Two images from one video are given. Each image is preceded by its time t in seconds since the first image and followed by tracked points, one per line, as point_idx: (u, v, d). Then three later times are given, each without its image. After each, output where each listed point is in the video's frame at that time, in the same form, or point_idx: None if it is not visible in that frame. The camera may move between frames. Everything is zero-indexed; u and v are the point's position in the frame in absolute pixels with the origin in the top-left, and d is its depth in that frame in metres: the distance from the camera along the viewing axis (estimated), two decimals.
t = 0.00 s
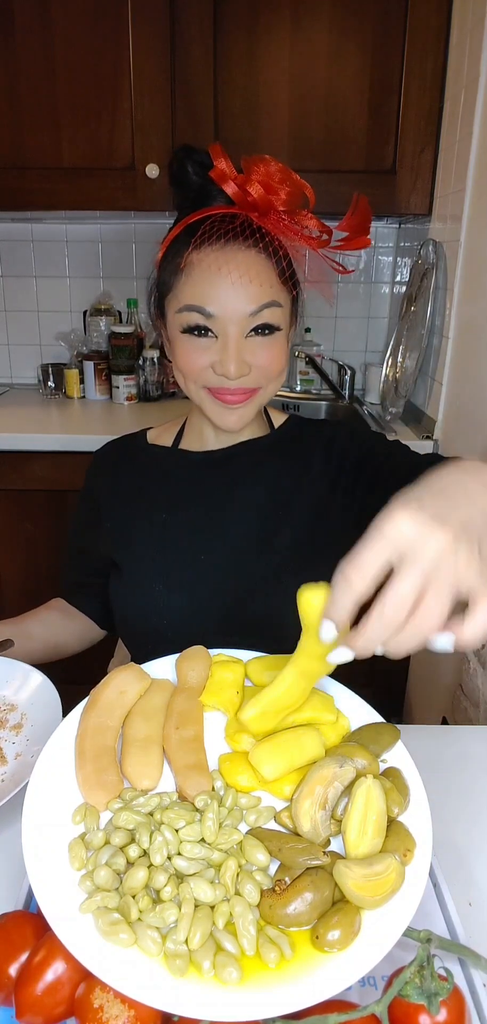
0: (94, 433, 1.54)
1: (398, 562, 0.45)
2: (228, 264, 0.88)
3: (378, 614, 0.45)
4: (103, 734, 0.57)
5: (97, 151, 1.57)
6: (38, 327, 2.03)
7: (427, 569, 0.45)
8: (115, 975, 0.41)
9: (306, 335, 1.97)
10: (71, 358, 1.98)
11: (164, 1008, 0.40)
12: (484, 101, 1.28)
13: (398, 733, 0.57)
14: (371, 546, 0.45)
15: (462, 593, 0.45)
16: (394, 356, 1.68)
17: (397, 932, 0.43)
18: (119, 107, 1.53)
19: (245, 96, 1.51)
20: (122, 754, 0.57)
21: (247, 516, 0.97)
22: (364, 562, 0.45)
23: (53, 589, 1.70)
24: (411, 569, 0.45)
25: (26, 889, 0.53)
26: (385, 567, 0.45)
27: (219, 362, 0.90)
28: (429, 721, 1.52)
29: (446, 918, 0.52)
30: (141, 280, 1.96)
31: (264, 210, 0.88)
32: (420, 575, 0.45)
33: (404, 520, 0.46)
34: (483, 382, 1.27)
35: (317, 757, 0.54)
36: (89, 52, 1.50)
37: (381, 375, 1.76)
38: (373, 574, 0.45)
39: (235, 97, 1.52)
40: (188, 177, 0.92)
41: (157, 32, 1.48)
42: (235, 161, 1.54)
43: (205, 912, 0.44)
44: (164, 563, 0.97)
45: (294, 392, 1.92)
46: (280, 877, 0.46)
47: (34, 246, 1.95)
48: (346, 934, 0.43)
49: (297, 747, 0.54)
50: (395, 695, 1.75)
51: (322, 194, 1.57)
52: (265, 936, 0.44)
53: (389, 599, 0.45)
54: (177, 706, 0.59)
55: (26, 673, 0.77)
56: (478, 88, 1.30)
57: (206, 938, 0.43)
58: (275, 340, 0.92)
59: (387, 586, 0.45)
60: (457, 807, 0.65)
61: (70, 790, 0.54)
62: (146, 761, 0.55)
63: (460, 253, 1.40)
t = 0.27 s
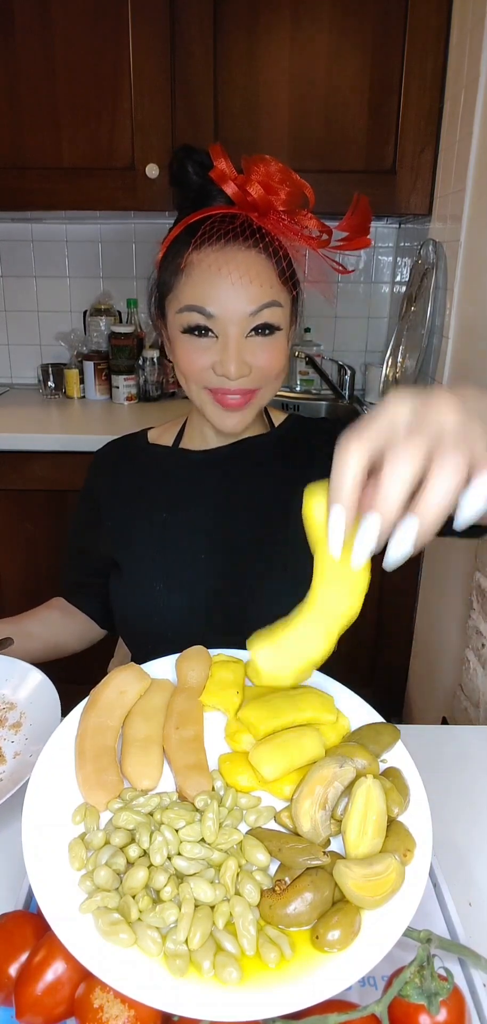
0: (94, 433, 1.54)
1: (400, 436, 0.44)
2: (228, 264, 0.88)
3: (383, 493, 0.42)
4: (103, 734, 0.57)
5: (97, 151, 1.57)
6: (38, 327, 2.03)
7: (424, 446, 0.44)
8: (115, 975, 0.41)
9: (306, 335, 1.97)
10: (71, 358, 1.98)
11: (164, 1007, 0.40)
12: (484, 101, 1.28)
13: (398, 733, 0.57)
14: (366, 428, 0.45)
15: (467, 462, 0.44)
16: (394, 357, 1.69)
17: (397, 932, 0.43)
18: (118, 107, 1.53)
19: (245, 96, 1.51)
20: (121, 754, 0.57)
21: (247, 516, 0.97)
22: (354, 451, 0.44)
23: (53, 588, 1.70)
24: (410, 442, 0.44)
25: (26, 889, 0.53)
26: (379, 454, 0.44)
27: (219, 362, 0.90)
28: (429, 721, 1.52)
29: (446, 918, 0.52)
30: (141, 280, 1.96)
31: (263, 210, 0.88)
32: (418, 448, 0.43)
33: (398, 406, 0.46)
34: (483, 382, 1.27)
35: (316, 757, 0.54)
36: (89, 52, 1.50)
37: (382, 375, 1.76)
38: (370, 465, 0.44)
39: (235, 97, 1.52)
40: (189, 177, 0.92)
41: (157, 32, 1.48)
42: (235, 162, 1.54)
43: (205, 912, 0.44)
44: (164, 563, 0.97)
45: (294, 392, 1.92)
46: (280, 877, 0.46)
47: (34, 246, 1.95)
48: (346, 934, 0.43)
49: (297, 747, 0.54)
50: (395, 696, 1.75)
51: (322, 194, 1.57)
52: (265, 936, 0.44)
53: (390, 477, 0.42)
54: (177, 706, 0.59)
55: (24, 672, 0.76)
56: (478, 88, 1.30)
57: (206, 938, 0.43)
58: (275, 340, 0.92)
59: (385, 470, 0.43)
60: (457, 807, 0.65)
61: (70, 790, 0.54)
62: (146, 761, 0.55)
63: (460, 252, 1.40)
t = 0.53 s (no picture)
0: (94, 433, 1.54)
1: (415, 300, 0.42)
2: (228, 263, 0.88)
3: (421, 338, 0.37)
4: (103, 734, 0.57)
5: (97, 151, 1.57)
6: (38, 327, 2.03)
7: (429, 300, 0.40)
8: (115, 975, 0.41)
9: (306, 335, 1.97)
10: (71, 358, 1.98)
11: (164, 1007, 0.40)
12: (484, 100, 1.28)
13: (398, 733, 0.57)
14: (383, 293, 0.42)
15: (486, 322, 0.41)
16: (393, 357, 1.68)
17: (396, 932, 0.43)
18: (118, 107, 1.53)
19: (244, 97, 1.51)
20: (121, 754, 0.57)
21: (247, 516, 0.97)
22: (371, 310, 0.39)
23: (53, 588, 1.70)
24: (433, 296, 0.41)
25: (26, 889, 0.53)
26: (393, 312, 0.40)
27: (219, 361, 0.90)
28: (429, 721, 1.52)
29: (446, 918, 0.52)
30: (141, 280, 1.96)
31: (262, 210, 0.86)
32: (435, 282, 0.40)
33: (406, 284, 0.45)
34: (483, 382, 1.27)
35: (316, 757, 0.54)
36: (89, 52, 1.50)
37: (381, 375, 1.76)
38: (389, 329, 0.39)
39: (235, 97, 1.52)
40: (188, 177, 0.92)
41: (157, 32, 1.48)
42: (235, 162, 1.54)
43: (205, 912, 0.44)
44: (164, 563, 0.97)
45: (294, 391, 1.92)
46: (280, 877, 0.46)
47: (34, 246, 1.95)
48: (346, 934, 0.43)
49: (296, 747, 0.54)
50: (395, 695, 1.75)
51: (321, 194, 1.57)
52: (265, 936, 0.44)
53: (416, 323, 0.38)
54: (177, 706, 0.59)
55: (19, 663, 0.76)
56: (478, 88, 1.30)
57: (206, 938, 0.43)
58: (274, 339, 0.92)
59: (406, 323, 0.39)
60: (457, 807, 0.65)
61: (70, 790, 0.54)
62: (146, 761, 0.55)
63: (460, 252, 1.40)
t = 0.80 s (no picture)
0: (93, 433, 1.54)
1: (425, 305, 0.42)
2: (226, 262, 0.88)
3: (426, 347, 0.38)
4: (103, 734, 0.57)
5: (97, 151, 1.57)
6: (38, 327, 2.03)
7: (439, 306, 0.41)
8: (115, 975, 0.41)
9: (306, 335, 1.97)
10: (71, 358, 1.98)
11: (164, 1007, 0.40)
12: (484, 100, 1.28)
13: (398, 733, 0.57)
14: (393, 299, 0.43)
15: None
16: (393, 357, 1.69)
17: (396, 932, 0.43)
18: (118, 107, 1.53)
19: (244, 97, 1.51)
20: (121, 754, 0.57)
21: (247, 515, 0.97)
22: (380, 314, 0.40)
23: (53, 588, 1.70)
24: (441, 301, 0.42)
25: (26, 889, 0.53)
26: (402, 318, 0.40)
27: (218, 361, 0.90)
28: (429, 721, 1.52)
29: (446, 918, 0.52)
30: (141, 280, 1.95)
31: (261, 209, 0.87)
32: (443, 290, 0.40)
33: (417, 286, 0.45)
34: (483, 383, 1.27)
35: (316, 757, 0.54)
36: (89, 52, 1.49)
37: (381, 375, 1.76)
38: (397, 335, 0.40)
39: (235, 97, 1.52)
40: (188, 178, 0.93)
41: (157, 32, 1.48)
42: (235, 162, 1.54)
43: (205, 912, 0.44)
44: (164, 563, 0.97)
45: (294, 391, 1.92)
46: (279, 877, 0.47)
47: (34, 246, 1.95)
48: (346, 934, 0.43)
49: (296, 747, 0.54)
50: (395, 695, 1.75)
51: (321, 194, 1.57)
52: (265, 936, 0.44)
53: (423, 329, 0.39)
54: (176, 706, 0.59)
55: (18, 655, 0.76)
56: (478, 88, 1.30)
57: (206, 938, 0.43)
58: (273, 339, 0.93)
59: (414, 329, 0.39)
60: (457, 807, 0.65)
61: (70, 790, 0.54)
62: (146, 761, 0.55)
63: (459, 252, 1.40)
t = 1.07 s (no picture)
0: (93, 433, 1.54)
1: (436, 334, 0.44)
2: (225, 267, 0.88)
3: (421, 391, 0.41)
4: (103, 734, 0.57)
5: (97, 151, 1.57)
6: (38, 327, 2.03)
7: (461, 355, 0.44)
8: (114, 975, 0.41)
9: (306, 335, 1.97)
10: (71, 358, 1.98)
11: (164, 1008, 0.40)
12: (484, 100, 1.28)
13: (398, 733, 0.57)
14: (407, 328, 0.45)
15: None
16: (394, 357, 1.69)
17: (396, 932, 0.43)
18: (118, 107, 1.53)
19: (244, 96, 1.51)
20: (121, 754, 0.57)
21: (247, 515, 0.97)
22: (405, 337, 0.43)
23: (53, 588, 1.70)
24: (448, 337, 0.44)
25: (26, 889, 0.54)
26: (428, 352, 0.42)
27: (217, 364, 0.90)
28: (429, 721, 1.52)
29: (446, 918, 0.52)
30: (141, 280, 1.95)
31: (261, 211, 0.87)
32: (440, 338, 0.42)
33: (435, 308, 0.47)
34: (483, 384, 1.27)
35: (316, 757, 0.54)
36: (89, 52, 1.49)
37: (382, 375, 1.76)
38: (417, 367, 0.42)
39: (234, 97, 1.52)
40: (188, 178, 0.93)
41: (157, 32, 1.48)
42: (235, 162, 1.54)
43: (205, 912, 0.44)
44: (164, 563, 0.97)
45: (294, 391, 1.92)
46: (279, 877, 0.47)
47: (34, 246, 1.95)
48: (346, 934, 0.43)
49: (296, 747, 0.54)
50: (395, 695, 1.75)
51: (321, 194, 1.57)
52: (265, 936, 0.44)
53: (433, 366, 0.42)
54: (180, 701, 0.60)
55: (13, 643, 0.75)
56: (478, 88, 1.30)
57: (206, 938, 0.43)
58: (273, 345, 0.92)
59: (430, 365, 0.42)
60: (457, 807, 0.65)
61: (70, 790, 0.54)
62: (146, 761, 0.55)
63: (460, 252, 1.40)
